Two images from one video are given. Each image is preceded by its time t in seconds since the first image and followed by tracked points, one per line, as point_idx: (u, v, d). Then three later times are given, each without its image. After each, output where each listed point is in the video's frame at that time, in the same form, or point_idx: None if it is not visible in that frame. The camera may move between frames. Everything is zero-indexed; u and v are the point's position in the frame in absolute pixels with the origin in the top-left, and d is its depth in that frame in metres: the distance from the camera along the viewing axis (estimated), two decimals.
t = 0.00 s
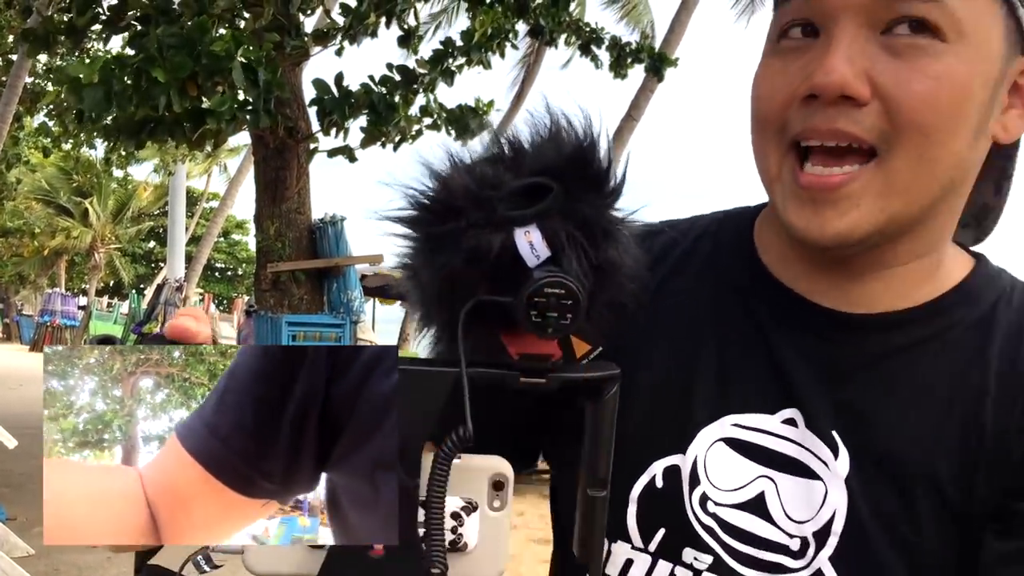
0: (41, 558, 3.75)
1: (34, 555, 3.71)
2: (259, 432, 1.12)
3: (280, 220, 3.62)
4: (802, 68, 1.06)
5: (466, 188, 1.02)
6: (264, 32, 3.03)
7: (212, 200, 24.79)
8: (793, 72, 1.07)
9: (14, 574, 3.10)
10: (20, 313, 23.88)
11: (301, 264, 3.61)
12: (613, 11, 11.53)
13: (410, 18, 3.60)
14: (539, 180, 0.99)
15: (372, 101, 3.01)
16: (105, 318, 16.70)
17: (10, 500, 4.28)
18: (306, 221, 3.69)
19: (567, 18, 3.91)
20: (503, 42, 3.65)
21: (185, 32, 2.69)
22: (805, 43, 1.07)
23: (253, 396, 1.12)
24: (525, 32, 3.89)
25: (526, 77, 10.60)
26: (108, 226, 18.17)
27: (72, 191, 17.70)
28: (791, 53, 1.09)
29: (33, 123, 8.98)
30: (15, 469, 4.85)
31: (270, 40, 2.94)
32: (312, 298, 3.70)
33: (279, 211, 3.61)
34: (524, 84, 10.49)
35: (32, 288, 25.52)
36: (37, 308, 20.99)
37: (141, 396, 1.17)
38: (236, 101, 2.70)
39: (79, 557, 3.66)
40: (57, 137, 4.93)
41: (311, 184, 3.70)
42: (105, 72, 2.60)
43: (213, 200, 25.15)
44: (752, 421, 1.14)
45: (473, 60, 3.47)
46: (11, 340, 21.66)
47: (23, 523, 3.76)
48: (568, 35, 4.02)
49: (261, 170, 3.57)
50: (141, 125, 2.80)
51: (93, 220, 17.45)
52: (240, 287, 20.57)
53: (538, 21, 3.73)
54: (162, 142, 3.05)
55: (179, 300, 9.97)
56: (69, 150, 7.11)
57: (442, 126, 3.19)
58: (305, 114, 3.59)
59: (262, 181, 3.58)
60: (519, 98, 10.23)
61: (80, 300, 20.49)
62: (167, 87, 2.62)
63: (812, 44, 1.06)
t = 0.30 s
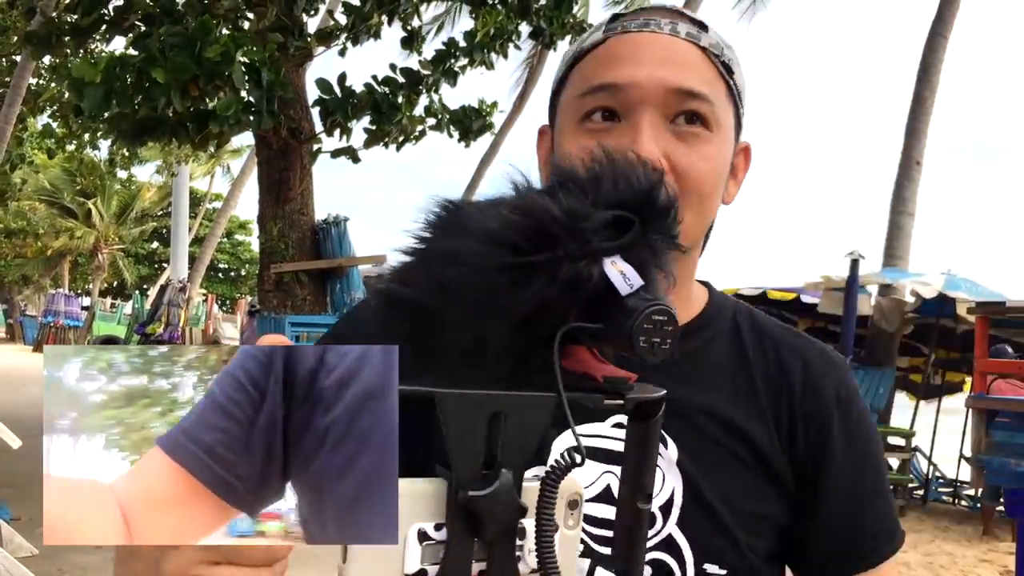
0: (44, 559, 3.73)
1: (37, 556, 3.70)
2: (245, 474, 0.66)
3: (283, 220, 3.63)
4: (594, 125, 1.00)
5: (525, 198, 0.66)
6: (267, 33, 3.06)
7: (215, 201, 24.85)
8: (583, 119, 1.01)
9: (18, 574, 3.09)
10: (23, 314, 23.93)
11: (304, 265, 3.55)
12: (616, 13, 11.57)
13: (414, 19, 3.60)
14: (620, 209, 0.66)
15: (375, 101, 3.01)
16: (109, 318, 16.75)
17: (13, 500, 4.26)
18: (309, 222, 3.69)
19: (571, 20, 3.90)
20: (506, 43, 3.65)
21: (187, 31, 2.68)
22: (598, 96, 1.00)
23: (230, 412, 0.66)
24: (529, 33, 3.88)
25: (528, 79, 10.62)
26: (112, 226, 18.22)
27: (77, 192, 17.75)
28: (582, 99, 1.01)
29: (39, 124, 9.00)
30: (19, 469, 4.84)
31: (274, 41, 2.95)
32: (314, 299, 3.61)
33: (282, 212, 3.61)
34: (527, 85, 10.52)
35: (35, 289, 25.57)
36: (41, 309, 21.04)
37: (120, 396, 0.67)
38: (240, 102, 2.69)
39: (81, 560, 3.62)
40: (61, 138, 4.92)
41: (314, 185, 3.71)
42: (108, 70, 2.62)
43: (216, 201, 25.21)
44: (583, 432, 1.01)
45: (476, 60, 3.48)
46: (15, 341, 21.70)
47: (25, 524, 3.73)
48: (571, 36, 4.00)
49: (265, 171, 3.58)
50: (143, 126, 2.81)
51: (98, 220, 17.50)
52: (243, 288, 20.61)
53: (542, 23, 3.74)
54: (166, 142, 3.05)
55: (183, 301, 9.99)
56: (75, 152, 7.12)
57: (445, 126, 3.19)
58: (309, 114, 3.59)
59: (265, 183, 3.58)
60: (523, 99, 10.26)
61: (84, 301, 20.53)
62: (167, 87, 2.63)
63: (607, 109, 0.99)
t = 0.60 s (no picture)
0: (45, 560, 3.74)
1: (38, 557, 3.70)
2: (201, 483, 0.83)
3: (285, 221, 3.63)
4: (488, 148, 1.14)
5: (761, 194, 0.82)
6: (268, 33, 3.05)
7: (216, 201, 24.82)
8: (471, 139, 1.15)
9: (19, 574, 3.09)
10: (24, 314, 23.90)
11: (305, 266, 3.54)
12: (617, 13, 11.56)
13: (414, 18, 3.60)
14: (823, 205, 0.86)
15: (375, 101, 2.99)
16: (110, 319, 16.73)
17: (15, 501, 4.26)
18: (312, 222, 3.69)
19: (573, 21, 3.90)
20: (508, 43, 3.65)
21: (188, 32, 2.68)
22: (489, 121, 1.14)
23: (199, 426, 0.82)
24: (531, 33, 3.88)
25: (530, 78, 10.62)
26: (113, 227, 18.19)
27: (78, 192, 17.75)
28: (472, 119, 1.15)
29: (40, 124, 9.00)
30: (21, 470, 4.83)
31: (275, 41, 2.95)
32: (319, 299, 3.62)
33: (283, 212, 3.61)
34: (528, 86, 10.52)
35: (37, 290, 25.55)
36: (42, 309, 21.00)
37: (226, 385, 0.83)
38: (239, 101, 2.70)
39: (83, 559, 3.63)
40: (63, 139, 4.92)
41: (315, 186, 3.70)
42: (109, 70, 2.62)
43: (217, 201, 25.18)
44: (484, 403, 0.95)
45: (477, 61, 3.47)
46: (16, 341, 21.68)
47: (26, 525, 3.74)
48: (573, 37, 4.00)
49: (266, 172, 3.58)
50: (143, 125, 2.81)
51: (99, 220, 17.48)
52: (244, 288, 20.59)
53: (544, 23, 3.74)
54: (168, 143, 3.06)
55: (184, 301, 9.97)
56: (76, 152, 7.11)
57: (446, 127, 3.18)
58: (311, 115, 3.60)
59: (267, 184, 3.58)
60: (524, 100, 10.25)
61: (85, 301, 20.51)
62: (168, 86, 2.63)
63: (497, 131, 1.14)
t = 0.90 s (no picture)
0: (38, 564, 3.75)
1: (31, 561, 3.71)
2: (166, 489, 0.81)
3: (278, 226, 3.62)
4: (447, 166, 0.99)
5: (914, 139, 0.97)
6: (263, 36, 3.06)
7: (211, 206, 24.79)
8: (422, 155, 0.99)
9: None
10: (18, 319, 23.84)
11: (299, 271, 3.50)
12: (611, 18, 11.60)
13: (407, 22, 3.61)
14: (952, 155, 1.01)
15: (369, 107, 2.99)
16: (104, 322, 16.71)
17: (10, 505, 4.28)
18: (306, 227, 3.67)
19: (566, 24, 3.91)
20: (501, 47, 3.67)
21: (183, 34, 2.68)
22: (442, 134, 0.99)
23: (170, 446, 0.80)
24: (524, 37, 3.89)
25: (524, 81, 10.63)
26: (107, 231, 18.17)
27: (72, 197, 17.73)
28: (424, 133, 1.00)
29: (32, 128, 8.98)
30: (15, 474, 4.84)
31: (269, 45, 2.96)
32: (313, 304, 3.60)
33: (277, 215, 3.62)
34: (522, 89, 10.54)
35: (31, 295, 25.51)
36: (35, 314, 20.95)
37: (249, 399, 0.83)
38: (232, 104, 2.71)
39: (79, 562, 3.64)
40: (56, 143, 4.93)
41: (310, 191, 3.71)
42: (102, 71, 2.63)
43: (211, 206, 25.16)
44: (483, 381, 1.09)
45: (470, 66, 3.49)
46: (11, 346, 21.65)
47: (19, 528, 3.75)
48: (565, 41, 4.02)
49: (261, 176, 3.59)
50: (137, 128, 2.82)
51: (93, 225, 17.46)
52: (238, 292, 20.57)
53: (537, 27, 3.75)
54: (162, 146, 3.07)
55: (178, 305, 9.97)
56: (69, 157, 7.11)
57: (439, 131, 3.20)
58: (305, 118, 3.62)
59: (262, 188, 3.60)
60: (518, 104, 10.28)
61: (78, 306, 20.47)
62: (163, 86, 2.64)
63: (453, 144, 0.99)
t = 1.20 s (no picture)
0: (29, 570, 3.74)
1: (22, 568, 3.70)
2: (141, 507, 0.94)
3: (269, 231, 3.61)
4: (419, 183, 1.07)
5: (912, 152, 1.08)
6: (252, 41, 3.07)
7: (201, 211, 24.70)
8: (395, 172, 1.06)
9: None
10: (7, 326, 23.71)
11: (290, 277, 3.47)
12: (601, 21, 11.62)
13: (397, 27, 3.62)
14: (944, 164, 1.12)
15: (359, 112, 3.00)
16: (93, 328, 16.62)
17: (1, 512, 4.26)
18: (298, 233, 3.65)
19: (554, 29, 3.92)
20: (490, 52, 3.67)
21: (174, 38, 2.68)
22: (412, 152, 1.07)
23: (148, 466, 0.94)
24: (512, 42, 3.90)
25: (513, 84, 10.64)
26: (96, 237, 18.07)
27: (60, 202, 17.63)
28: (394, 151, 1.07)
29: (20, 134, 8.94)
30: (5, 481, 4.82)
31: (258, 50, 2.96)
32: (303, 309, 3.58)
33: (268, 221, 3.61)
34: (513, 93, 10.55)
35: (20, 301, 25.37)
36: (24, 321, 20.83)
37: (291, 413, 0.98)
38: (222, 109, 2.71)
39: (71, 568, 3.63)
40: (45, 149, 4.91)
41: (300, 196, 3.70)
42: (92, 70, 2.62)
43: (201, 211, 25.07)
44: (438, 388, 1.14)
45: (460, 71, 3.50)
46: None
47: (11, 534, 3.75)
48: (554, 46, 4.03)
49: (251, 181, 3.60)
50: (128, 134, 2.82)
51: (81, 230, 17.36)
52: (228, 297, 20.49)
53: (525, 31, 3.76)
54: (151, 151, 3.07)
55: (167, 310, 9.93)
56: (58, 162, 7.08)
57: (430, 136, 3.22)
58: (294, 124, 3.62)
59: (252, 193, 3.59)
60: (509, 107, 10.28)
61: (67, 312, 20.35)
62: (152, 90, 2.64)
63: (422, 162, 1.07)
